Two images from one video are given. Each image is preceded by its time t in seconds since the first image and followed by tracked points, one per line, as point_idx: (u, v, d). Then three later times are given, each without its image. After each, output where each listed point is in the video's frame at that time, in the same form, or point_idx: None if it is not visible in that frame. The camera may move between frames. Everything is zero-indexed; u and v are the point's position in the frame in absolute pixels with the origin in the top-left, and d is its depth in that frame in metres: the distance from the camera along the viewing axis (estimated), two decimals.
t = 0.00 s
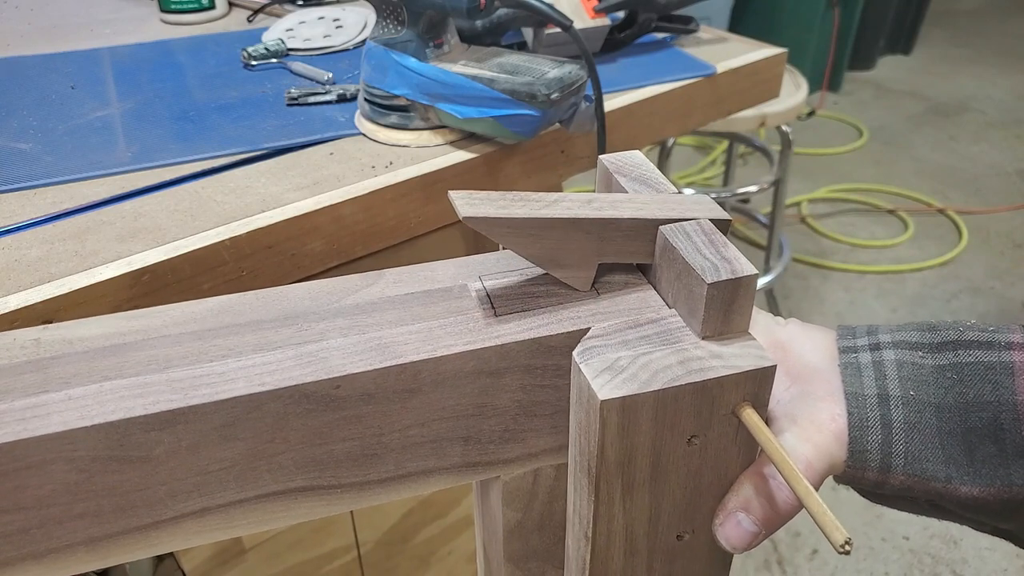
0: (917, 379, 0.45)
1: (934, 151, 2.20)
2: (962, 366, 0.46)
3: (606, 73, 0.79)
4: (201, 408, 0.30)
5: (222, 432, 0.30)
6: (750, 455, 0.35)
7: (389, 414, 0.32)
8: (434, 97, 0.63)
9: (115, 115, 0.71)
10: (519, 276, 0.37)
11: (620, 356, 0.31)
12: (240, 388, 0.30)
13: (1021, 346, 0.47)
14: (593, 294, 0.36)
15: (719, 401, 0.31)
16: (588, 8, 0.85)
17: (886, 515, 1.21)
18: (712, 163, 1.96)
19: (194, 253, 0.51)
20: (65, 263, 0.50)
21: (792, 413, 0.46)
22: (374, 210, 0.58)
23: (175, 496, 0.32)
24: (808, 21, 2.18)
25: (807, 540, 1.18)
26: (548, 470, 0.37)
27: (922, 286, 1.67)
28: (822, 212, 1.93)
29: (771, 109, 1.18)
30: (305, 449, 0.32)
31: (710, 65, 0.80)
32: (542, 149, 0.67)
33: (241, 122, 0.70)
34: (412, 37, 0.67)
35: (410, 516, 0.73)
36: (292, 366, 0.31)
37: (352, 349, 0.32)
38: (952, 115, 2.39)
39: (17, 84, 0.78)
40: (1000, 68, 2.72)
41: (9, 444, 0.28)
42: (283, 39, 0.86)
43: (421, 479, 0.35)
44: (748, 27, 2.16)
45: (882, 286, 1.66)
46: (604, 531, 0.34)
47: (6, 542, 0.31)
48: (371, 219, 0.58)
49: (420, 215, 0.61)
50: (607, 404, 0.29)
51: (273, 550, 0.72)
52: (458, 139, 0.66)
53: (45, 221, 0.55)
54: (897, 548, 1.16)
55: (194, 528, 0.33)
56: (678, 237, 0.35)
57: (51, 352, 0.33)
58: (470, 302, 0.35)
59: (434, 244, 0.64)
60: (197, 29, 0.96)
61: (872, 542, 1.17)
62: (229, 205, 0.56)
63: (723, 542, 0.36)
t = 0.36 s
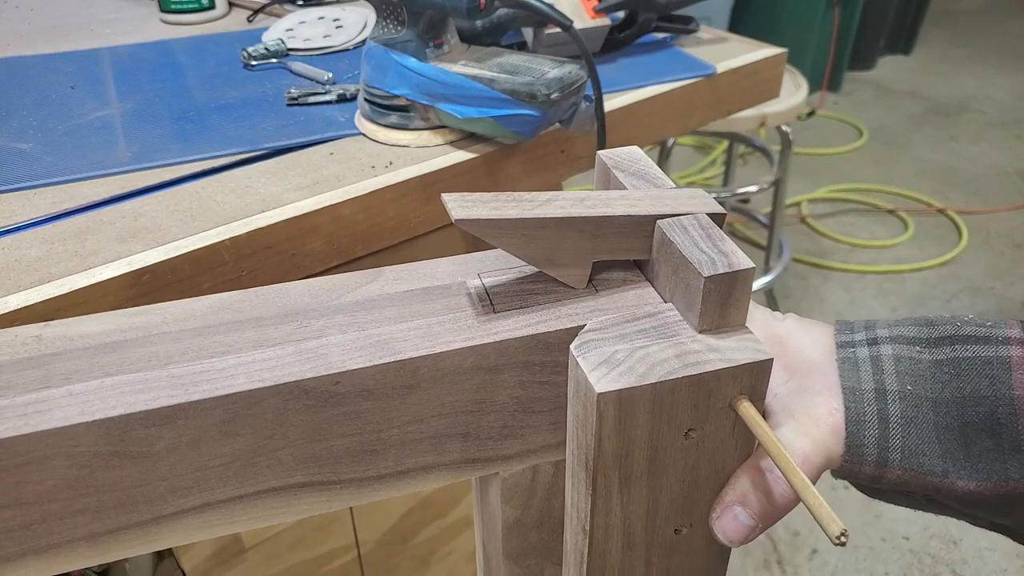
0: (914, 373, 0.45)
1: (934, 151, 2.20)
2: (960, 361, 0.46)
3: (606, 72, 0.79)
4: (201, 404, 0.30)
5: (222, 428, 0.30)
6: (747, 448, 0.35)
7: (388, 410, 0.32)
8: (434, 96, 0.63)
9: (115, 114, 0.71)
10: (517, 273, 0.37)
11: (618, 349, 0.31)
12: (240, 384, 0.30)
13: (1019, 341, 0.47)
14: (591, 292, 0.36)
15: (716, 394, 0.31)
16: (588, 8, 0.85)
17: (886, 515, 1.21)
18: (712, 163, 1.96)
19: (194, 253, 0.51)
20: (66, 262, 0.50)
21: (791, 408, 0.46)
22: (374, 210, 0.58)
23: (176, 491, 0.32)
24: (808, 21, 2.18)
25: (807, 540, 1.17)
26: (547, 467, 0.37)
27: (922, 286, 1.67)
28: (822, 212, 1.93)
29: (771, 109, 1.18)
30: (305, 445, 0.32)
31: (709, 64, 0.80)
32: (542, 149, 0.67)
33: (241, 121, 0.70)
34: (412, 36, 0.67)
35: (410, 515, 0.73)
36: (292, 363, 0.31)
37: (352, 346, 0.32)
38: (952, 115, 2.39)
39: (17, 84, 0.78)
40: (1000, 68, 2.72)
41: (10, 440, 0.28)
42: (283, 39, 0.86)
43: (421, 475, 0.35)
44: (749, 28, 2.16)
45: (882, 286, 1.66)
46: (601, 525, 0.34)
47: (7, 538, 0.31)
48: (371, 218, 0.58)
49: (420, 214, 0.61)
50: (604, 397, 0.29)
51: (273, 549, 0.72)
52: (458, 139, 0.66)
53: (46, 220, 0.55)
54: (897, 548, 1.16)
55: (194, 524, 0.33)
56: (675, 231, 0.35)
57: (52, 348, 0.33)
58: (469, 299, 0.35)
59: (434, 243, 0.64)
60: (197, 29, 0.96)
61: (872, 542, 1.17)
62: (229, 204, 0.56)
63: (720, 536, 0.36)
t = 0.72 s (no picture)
0: (916, 375, 0.45)
1: (934, 151, 2.20)
2: (962, 363, 0.46)
3: (606, 73, 0.79)
4: (201, 406, 0.30)
5: (222, 429, 0.30)
6: (749, 449, 0.35)
7: (389, 411, 0.32)
8: (434, 96, 0.63)
9: (115, 115, 0.71)
10: (517, 275, 0.37)
11: (619, 351, 0.31)
12: (241, 386, 0.30)
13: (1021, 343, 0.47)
14: (592, 293, 0.36)
15: (718, 395, 0.31)
16: (588, 8, 0.85)
17: (886, 515, 1.21)
18: (712, 163, 1.96)
19: (194, 253, 0.51)
20: (66, 263, 0.50)
21: (791, 408, 0.46)
22: (374, 210, 0.58)
23: (176, 493, 0.32)
24: (808, 21, 2.18)
25: (807, 540, 1.17)
26: (547, 468, 0.37)
27: (922, 286, 1.67)
28: (822, 212, 1.93)
29: (771, 109, 1.18)
30: (305, 447, 0.32)
31: (710, 64, 0.80)
32: (542, 149, 0.67)
33: (241, 121, 0.70)
34: (412, 36, 0.67)
35: (410, 516, 0.73)
36: (293, 364, 0.31)
37: (353, 347, 0.32)
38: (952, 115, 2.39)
39: (17, 84, 0.78)
40: (1000, 68, 2.72)
41: (9, 442, 0.28)
42: (283, 39, 0.86)
43: (422, 476, 0.35)
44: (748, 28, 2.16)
45: (882, 286, 1.66)
46: (603, 527, 0.34)
47: (6, 540, 0.31)
48: (371, 219, 0.58)
49: (420, 215, 0.61)
50: (606, 398, 0.29)
51: (273, 549, 0.72)
52: (458, 139, 0.66)
53: (46, 220, 0.55)
54: (897, 549, 1.16)
55: (194, 525, 0.33)
56: (677, 232, 0.35)
57: (52, 350, 0.33)
58: (470, 300, 0.35)
59: (434, 244, 0.64)
60: (197, 29, 0.96)
61: (872, 542, 1.17)
62: (229, 204, 0.56)
63: (722, 537, 0.36)
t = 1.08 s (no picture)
0: (934, 363, 0.45)
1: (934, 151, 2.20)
2: (983, 350, 0.45)
3: (606, 73, 0.79)
4: (202, 408, 0.30)
5: (223, 432, 0.30)
6: (763, 437, 0.35)
7: (390, 414, 0.32)
8: (434, 96, 0.63)
9: (115, 115, 0.71)
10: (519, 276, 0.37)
11: (630, 336, 0.31)
12: (241, 388, 0.30)
13: None
14: (593, 293, 0.36)
15: (731, 381, 0.31)
16: (588, 8, 0.85)
17: (886, 515, 1.21)
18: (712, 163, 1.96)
19: (194, 253, 0.50)
20: (66, 263, 0.50)
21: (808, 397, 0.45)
22: (374, 210, 0.58)
23: (177, 496, 0.32)
24: (808, 21, 2.18)
25: (808, 540, 1.17)
26: (549, 470, 0.37)
27: (922, 286, 1.67)
28: (822, 212, 1.93)
29: (771, 109, 1.18)
30: (306, 449, 0.32)
31: (710, 64, 0.80)
32: (542, 149, 0.67)
33: (241, 121, 0.69)
34: (412, 36, 0.67)
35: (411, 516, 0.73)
36: (294, 367, 0.31)
37: (354, 349, 0.32)
38: (952, 115, 2.39)
39: (17, 84, 0.78)
40: (1000, 68, 2.72)
41: (10, 444, 0.28)
42: (283, 39, 0.86)
43: (423, 479, 0.35)
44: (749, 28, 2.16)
45: (882, 286, 1.66)
46: (616, 516, 0.34)
47: (7, 543, 0.31)
48: (371, 219, 0.58)
49: (420, 215, 0.61)
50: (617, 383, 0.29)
51: (273, 550, 0.72)
52: (458, 139, 0.66)
53: (46, 221, 0.55)
54: (897, 549, 1.16)
55: (195, 528, 0.33)
56: (688, 217, 0.35)
57: (52, 352, 0.33)
58: (471, 301, 0.35)
59: (434, 244, 0.64)
60: (197, 29, 0.96)
61: (872, 542, 1.17)
62: (229, 205, 0.56)
63: (738, 526, 0.36)
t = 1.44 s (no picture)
0: None
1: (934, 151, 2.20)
2: None
3: (606, 73, 0.79)
4: (202, 412, 0.29)
5: (223, 436, 0.30)
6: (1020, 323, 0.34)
7: (390, 418, 0.32)
8: (434, 97, 0.63)
9: (116, 115, 0.71)
10: (521, 279, 0.37)
11: (893, 188, 0.33)
12: (241, 392, 0.30)
13: None
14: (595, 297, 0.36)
15: (998, 251, 0.32)
16: (588, 8, 0.85)
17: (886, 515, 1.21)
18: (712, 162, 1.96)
19: (194, 253, 0.50)
20: (65, 263, 0.50)
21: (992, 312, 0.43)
22: (374, 210, 0.58)
23: (176, 500, 0.31)
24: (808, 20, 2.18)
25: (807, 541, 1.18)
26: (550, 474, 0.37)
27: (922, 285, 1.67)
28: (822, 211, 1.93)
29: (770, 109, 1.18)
30: (306, 453, 0.32)
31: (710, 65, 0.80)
32: (543, 149, 0.67)
33: (241, 122, 0.69)
34: (412, 36, 0.67)
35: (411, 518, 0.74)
36: (294, 370, 0.31)
37: (354, 352, 0.32)
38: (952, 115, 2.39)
39: (17, 84, 0.78)
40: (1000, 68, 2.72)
41: (10, 448, 0.28)
42: (283, 39, 0.86)
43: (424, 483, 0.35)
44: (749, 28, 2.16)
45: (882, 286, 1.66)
46: (844, 378, 0.36)
47: (6, 547, 0.31)
48: (371, 219, 0.58)
49: (420, 214, 0.61)
50: (877, 222, 0.32)
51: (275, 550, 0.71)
52: (458, 139, 0.65)
53: (46, 221, 0.55)
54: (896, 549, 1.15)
55: (195, 532, 0.33)
56: (964, 85, 0.37)
57: (51, 355, 0.33)
58: (472, 305, 0.35)
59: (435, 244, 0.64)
60: (197, 29, 0.95)
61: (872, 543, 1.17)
62: (229, 205, 0.56)
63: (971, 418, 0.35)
